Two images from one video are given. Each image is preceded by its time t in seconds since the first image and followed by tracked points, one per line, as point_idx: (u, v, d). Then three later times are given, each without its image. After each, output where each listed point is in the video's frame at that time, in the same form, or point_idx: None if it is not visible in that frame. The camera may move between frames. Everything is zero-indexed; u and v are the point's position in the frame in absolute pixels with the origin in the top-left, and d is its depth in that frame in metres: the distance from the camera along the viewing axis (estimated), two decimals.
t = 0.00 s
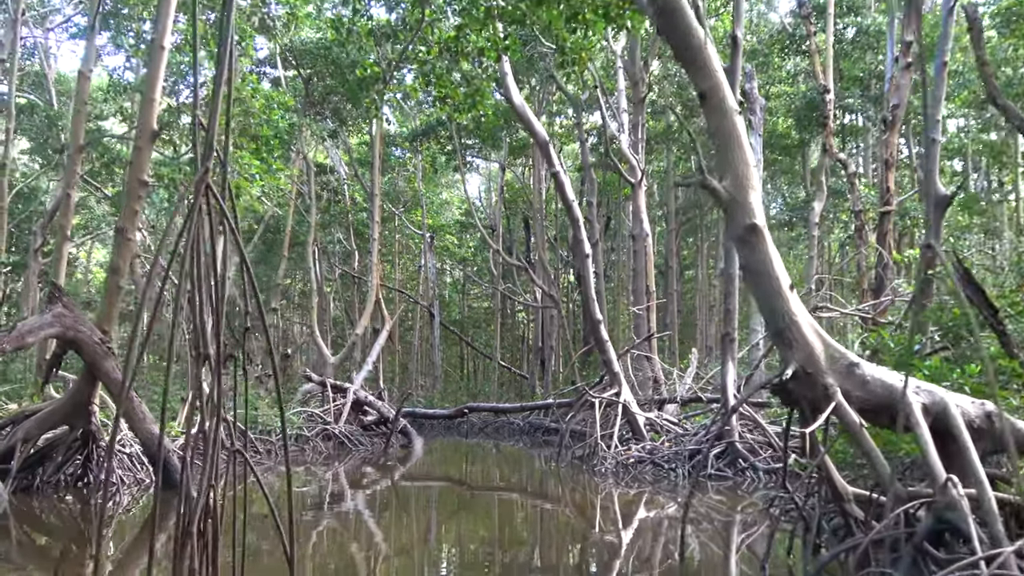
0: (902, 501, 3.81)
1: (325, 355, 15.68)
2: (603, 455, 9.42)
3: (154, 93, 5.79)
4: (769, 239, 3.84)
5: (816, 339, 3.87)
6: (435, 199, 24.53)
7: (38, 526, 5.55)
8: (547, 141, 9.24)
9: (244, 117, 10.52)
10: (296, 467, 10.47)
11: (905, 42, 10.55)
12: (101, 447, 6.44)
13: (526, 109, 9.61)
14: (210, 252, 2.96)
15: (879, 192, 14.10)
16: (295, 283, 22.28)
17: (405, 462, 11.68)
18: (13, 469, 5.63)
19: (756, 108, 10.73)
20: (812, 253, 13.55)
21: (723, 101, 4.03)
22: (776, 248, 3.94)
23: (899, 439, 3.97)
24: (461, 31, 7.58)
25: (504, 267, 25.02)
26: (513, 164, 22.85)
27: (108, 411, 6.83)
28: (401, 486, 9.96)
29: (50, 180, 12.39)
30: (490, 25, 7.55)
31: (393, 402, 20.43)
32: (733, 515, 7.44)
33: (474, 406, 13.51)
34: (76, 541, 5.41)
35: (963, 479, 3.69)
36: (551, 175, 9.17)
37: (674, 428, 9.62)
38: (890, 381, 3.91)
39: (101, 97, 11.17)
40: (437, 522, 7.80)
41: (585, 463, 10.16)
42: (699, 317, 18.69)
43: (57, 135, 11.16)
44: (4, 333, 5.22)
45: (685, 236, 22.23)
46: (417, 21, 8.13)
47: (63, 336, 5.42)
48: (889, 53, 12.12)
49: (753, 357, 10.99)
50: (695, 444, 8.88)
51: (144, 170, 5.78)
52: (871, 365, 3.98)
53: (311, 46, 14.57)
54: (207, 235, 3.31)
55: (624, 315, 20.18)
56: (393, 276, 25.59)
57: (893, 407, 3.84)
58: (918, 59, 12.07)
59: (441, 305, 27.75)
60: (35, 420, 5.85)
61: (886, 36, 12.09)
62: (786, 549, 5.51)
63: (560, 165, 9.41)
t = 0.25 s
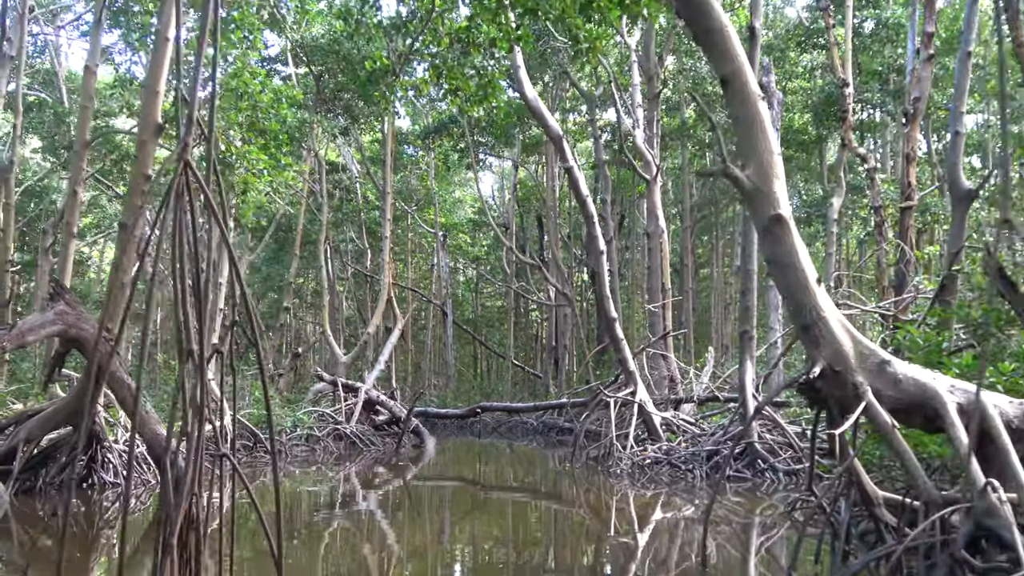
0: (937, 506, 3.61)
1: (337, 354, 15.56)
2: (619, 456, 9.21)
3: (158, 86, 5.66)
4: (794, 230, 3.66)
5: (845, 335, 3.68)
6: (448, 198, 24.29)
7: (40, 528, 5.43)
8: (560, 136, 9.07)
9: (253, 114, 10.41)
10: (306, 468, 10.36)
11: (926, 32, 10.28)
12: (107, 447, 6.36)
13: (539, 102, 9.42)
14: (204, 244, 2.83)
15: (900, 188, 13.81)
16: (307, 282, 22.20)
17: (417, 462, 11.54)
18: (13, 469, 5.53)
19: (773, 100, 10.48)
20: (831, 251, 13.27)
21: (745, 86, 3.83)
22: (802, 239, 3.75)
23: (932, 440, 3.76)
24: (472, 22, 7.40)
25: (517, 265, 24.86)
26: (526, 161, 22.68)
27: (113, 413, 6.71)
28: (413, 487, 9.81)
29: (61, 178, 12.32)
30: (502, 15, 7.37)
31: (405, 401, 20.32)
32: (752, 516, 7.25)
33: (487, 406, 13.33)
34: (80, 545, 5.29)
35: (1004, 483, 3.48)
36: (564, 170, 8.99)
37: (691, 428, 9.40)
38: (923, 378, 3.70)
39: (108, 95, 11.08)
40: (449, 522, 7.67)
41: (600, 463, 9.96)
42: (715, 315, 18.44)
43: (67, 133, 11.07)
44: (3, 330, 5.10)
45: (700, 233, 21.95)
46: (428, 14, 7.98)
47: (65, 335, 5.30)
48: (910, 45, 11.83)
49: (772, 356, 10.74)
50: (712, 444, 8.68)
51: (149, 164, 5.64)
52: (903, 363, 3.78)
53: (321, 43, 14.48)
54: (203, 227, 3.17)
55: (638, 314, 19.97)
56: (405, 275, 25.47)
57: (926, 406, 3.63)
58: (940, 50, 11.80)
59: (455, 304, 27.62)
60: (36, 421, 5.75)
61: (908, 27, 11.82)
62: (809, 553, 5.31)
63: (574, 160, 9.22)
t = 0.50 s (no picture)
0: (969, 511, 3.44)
1: (347, 354, 15.45)
2: (632, 457, 9.04)
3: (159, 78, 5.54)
4: (817, 222, 3.49)
5: (870, 332, 3.51)
6: (459, 197, 24.15)
7: (43, 531, 5.34)
8: (571, 131, 8.91)
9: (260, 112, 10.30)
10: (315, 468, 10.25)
11: (944, 25, 10.07)
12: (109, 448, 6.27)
13: (549, 96, 9.27)
14: (198, 236, 2.70)
15: (917, 183, 13.56)
16: (317, 282, 22.13)
17: (427, 463, 11.40)
18: (15, 471, 5.45)
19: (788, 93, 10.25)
20: (847, 247, 13.05)
21: (764, 73, 3.65)
22: (825, 232, 3.59)
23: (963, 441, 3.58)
24: (481, 14, 7.26)
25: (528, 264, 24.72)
26: (536, 160, 22.52)
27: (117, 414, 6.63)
28: (423, 487, 9.68)
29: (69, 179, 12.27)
30: (512, 6, 7.23)
31: (416, 401, 20.21)
32: (769, 518, 7.07)
33: (497, 406, 13.19)
34: (82, 548, 5.20)
35: None
36: (575, 165, 8.83)
37: (705, 428, 9.23)
38: (953, 376, 3.52)
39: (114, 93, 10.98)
40: (460, 523, 7.55)
41: (612, 464, 9.80)
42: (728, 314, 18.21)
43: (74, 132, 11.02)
44: (3, 329, 5.02)
45: (713, 231, 21.74)
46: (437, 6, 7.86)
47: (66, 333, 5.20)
48: (928, 37, 11.60)
49: (788, 355, 10.55)
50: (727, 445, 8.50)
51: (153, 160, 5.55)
52: (931, 360, 3.61)
53: (330, 40, 14.40)
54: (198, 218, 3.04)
55: (650, 313, 19.77)
56: (416, 274, 25.38)
57: (957, 406, 3.46)
58: (958, 43, 11.57)
59: (465, 304, 27.50)
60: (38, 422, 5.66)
61: (925, 20, 11.58)
62: (831, 557, 5.12)
63: (585, 155, 9.06)
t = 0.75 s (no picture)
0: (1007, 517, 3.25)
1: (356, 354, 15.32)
2: (646, 458, 8.82)
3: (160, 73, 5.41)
4: (842, 213, 3.32)
5: (899, 327, 3.33)
6: (469, 197, 23.97)
7: (42, 537, 5.21)
8: (582, 126, 8.67)
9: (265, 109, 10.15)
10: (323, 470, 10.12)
11: (963, 15, 9.83)
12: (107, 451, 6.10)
13: (557, 90, 9.03)
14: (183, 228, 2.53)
15: (934, 179, 13.26)
16: (327, 283, 22.03)
17: (437, 464, 11.25)
18: (12, 475, 5.31)
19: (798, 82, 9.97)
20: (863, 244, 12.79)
21: (784, 54, 3.46)
22: (850, 221, 3.41)
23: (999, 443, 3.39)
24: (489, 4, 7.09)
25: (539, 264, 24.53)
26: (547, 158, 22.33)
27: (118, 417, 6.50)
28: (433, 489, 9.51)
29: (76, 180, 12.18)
30: None
31: (426, 402, 20.06)
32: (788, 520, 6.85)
33: (508, 406, 13.01)
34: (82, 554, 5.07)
35: None
36: (586, 162, 8.59)
37: (720, 429, 9.01)
38: (988, 374, 3.33)
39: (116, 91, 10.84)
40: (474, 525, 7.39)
41: (625, 465, 9.60)
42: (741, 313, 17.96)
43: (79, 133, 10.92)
44: None
45: (726, 229, 21.48)
46: None
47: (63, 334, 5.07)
48: (946, 29, 11.34)
49: (805, 353, 10.32)
50: (743, 446, 8.29)
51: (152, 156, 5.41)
52: (965, 357, 3.41)
53: (338, 38, 14.27)
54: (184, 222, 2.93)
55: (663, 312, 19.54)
56: (426, 275, 25.24)
57: (992, 406, 3.27)
58: (977, 34, 11.31)
59: (476, 304, 27.34)
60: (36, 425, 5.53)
61: (944, 11, 11.29)
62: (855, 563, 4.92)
63: (595, 152, 8.84)
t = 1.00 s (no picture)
0: None
1: (363, 356, 15.20)
2: (657, 460, 8.64)
3: (159, 71, 5.35)
4: (865, 204, 3.15)
5: (926, 325, 3.17)
6: (477, 198, 23.83)
7: (39, 542, 5.08)
8: (590, 123, 8.47)
9: (269, 108, 10.01)
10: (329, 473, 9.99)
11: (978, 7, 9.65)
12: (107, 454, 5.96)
13: (565, 86, 8.68)
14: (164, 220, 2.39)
15: (949, 176, 13.03)
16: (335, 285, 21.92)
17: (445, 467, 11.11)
18: (9, 480, 5.19)
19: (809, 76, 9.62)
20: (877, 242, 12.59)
21: (804, 34, 3.24)
22: (873, 212, 3.23)
23: None
24: None
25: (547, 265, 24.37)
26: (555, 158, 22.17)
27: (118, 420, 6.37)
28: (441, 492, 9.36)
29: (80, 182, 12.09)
30: None
31: (434, 404, 19.92)
32: (803, 523, 6.66)
33: (517, 408, 12.87)
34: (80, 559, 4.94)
35: None
36: (595, 159, 8.39)
37: (733, 430, 8.82)
38: (1020, 373, 3.17)
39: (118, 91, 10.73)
40: (482, 529, 7.22)
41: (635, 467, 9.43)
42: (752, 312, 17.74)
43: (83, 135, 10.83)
44: None
45: (736, 229, 21.27)
46: None
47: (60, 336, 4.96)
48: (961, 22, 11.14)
49: (818, 353, 10.14)
50: (756, 447, 8.09)
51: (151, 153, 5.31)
52: (994, 355, 3.25)
53: (345, 37, 14.18)
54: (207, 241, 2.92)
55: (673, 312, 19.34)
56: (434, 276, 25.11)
57: None
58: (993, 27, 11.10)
59: (485, 306, 27.20)
60: (33, 429, 5.41)
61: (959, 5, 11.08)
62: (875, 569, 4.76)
63: (604, 149, 8.64)
